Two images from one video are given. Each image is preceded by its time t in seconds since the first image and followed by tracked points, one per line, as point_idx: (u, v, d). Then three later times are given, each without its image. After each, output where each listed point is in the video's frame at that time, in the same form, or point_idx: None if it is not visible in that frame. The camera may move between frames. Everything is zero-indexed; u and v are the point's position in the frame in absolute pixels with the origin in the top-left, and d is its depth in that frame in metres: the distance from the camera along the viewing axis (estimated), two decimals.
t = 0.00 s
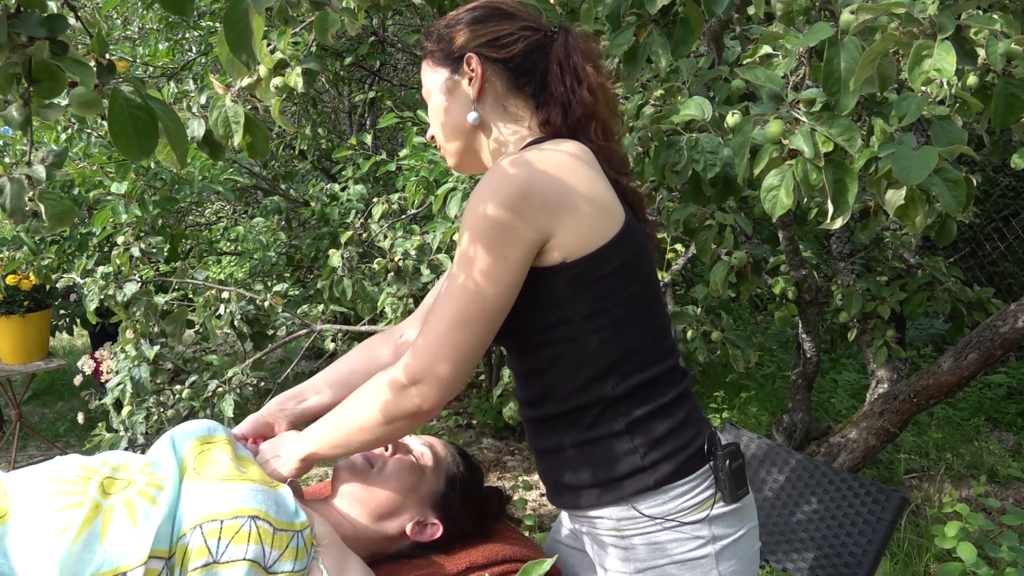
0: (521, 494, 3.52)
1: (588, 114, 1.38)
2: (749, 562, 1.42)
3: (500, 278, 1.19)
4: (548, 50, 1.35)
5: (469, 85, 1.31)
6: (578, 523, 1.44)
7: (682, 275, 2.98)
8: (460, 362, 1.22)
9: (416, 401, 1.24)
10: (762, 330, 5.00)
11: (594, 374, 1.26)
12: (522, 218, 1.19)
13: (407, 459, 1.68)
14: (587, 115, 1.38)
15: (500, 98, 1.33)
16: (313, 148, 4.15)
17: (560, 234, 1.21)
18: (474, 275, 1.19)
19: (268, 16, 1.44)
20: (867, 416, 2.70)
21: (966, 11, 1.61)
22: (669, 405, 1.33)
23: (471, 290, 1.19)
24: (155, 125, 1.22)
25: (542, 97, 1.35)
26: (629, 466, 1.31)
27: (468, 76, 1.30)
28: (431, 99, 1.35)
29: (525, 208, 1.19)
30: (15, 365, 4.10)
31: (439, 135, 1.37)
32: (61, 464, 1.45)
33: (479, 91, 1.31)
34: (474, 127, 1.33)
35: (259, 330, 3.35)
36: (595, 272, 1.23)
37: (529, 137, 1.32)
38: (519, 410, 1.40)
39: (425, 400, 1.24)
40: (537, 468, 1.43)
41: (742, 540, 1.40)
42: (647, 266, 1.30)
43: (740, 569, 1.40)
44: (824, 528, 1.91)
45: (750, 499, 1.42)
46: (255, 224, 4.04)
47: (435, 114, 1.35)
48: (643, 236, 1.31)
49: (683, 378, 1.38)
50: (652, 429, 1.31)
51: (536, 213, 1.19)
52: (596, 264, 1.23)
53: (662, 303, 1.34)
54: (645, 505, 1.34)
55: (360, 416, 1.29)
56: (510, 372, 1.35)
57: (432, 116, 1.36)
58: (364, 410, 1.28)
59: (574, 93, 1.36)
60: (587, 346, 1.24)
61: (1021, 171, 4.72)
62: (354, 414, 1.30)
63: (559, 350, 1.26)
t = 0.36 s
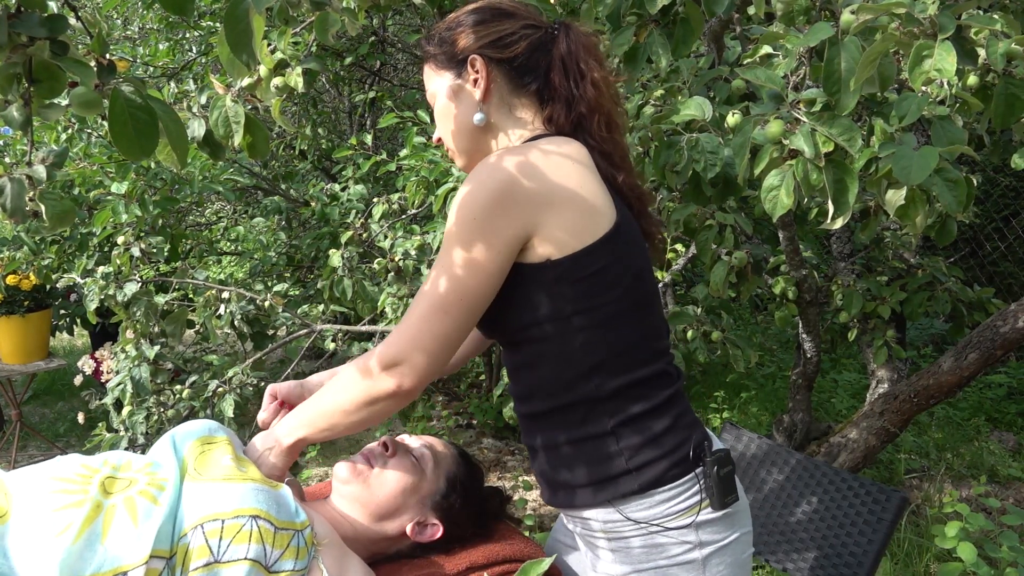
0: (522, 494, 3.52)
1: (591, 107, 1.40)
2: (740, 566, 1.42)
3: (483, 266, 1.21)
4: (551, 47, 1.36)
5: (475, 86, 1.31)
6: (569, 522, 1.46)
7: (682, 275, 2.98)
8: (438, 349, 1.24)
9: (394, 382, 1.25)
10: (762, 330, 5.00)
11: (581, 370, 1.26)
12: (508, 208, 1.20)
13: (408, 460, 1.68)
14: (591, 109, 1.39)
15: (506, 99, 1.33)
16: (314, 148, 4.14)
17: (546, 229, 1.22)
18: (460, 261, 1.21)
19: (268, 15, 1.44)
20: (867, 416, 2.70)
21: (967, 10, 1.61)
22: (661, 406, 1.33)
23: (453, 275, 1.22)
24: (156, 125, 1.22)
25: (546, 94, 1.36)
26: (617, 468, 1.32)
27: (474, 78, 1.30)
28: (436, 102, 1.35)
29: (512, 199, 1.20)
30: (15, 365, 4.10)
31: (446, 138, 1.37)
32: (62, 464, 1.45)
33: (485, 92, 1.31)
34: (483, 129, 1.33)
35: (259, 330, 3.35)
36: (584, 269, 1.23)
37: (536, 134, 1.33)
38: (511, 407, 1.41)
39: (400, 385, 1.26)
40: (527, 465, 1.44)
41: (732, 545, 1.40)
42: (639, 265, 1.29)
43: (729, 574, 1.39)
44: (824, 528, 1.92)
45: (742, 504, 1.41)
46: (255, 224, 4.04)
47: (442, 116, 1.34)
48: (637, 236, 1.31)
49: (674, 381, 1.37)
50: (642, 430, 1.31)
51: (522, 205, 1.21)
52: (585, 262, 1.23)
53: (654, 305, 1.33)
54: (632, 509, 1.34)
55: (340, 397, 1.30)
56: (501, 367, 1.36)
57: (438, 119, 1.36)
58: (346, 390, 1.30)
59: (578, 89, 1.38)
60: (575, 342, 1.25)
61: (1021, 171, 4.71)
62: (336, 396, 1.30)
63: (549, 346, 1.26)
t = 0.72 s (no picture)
0: (522, 494, 3.52)
1: (598, 101, 1.40)
2: (744, 564, 1.42)
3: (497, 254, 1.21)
4: (556, 45, 1.37)
5: (482, 85, 1.31)
6: (576, 522, 1.44)
7: (682, 276, 2.98)
8: (450, 337, 1.23)
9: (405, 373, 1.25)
10: (762, 330, 5.00)
11: (587, 365, 1.26)
12: (514, 202, 1.21)
13: (408, 461, 1.68)
14: (597, 104, 1.40)
15: (514, 97, 1.33)
16: (314, 148, 4.14)
17: (556, 218, 1.22)
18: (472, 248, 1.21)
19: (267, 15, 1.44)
20: (868, 416, 2.70)
21: (966, 10, 1.61)
22: (670, 401, 1.33)
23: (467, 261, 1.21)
24: (156, 125, 1.22)
25: (553, 90, 1.36)
26: (624, 465, 1.31)
27: (482, 76, 1.30)
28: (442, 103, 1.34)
29: (520, 191, 1.21)
30: (15, 365, 4.10)
31: (453, 139, 1.36)
32: (62, 463, 1.45)
33: (492, 91, 1.31)
34: (493, 127, 1.33)
35: (259, 330, 3.35)
36: (592, 263, 1.23)
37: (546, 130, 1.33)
38: (516, 404, 1.41)
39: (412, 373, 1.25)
40: (534, 463, 1.43)
41: (737, 544, 1.40)
42: (645, 262, 1.30)
43: (734, 572, 1.40)
44: (825, 528, 1.92)
45: (746, 503, 1.41)
46: (255, 224, 4.04)
47: (448, 117, 1.33)
48: (644, 235, 1.32)
49: (680, 378, 1.37)
50: (648, 427, 1.31)
51: (529, 198, 1.21)
52: (593, 255, 1.23)
53: (661, 303, 1.34)
54: (640, 507, 1.34)
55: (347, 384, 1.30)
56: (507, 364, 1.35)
57: (444, 120, 1.35)
58: (355, 379, 1.29)
59: (584, 85, 1.38)
60: (583, 337, 1.25)
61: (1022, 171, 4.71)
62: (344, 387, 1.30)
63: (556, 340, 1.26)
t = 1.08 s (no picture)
0: (522, 494, 3.52)
1: (607, 102, 1.40)
2: (763, 564, 1.42)
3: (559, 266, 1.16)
4: (565, 42, 1.36)
5: (489, 80, 1.30)
6: (599, 525, 1.42)
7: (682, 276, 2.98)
8: (548, 362, 1.14)
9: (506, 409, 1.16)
10: (762, 330, 5.00)
11: (624, 368, 1.26)
12: (575, 208, 1.16)
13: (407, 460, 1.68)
14: (607, 104, 1.40)
15: (522, 94, 1.32)
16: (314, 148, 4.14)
17: (609, 216, 1.20)
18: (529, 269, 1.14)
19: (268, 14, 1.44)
20: (868, 416, 2.70)
21: (966, 11, 1.61)
22: (696, 399, 1.35)
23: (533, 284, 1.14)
24: (156, 125, 1.21)
25: (562, 89, 1.35)
26: (656, 465, 1.31)
27: (484, 68, 1.30)
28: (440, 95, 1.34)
29: (576, 195, 1.17)
30: (15, 365, 4.10)
31: (452, 130, 1.36)
32: (62, 463, 1.44)
33: (500, 87, 1.30)
34: (495, 121, 1.32)
35: (260, 330, 3.35)
36: (633, 262, 1.22)
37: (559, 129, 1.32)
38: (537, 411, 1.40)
39: (516, 408, 1.15)
40: (559, 470, 1.41)
41: (758, 542, 1.41)
42: (674, 267, 1.31)
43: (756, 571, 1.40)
44: (825, 527, 1.91)
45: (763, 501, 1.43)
46: (255, 224, 4.04)
47: (449, 112, 1.33)
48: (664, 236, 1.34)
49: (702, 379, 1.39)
50: (677, 427, 1.32)
51: (587, 202, 1.17)
52: (635, 254, 1.22)
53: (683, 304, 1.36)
54: (672, 504, 1.33)
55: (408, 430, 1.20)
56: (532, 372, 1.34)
57: (445, 115, 1.35)
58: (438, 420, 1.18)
59: (594, 83, 1.38)
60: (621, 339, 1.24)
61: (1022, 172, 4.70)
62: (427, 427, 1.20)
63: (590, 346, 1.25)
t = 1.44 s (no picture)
0: (522, 493, 3.53)
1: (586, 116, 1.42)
2: (736, 549, 1.46)
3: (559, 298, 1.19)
4: (544, 53, 1.37)
5: (474, 92, 1.31)
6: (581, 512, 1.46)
7: (682, 276, 2.99)
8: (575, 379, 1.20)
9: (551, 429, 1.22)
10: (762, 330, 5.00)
11: (609, 368, 1.30)
12: (566, 235, 1.18)
13: (408, 460, 1.68)
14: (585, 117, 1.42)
15: (504, 106, 1.34)
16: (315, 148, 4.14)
17: (597, 226, 1.22)
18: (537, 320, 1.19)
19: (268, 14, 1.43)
20: (868, 416, 2.70)
21: (966, 10, 1.61)
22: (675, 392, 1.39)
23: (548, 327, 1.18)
24: (156, 125, 1.21)
25: (541, 101, 1.37)
26: (641, 457, 1.36)
27: (468, 79, 1.30)
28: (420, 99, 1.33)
29: (564, 220, 1.18)
30: (15, 365, 4.10)
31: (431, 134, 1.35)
32: (61, 463, 1.45)
33: (485, 99, 1.31)
34: (478, 133, 1.33)
35: (260, 330, 3.35)
36: (619, 268, 1.25)
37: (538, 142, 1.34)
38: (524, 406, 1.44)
39: (558, 425, 1.22)
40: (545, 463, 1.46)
41: (732, 526, 1.45)
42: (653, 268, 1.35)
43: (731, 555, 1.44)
44: (824, 527, 1.92)
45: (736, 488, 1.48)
46: (256, 224, 4.04)
47: (430, 118, 1.32)
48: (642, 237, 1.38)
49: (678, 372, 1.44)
50: (658, 421, 1.36)
51: (575, 224, 1.19)
52: (620, 260, 1.25)
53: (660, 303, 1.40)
54: (653, 492, 1.37)
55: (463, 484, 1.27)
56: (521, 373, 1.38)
57: (425, 119, 1.34)
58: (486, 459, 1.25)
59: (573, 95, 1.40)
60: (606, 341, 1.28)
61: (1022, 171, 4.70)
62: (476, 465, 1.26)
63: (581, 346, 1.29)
